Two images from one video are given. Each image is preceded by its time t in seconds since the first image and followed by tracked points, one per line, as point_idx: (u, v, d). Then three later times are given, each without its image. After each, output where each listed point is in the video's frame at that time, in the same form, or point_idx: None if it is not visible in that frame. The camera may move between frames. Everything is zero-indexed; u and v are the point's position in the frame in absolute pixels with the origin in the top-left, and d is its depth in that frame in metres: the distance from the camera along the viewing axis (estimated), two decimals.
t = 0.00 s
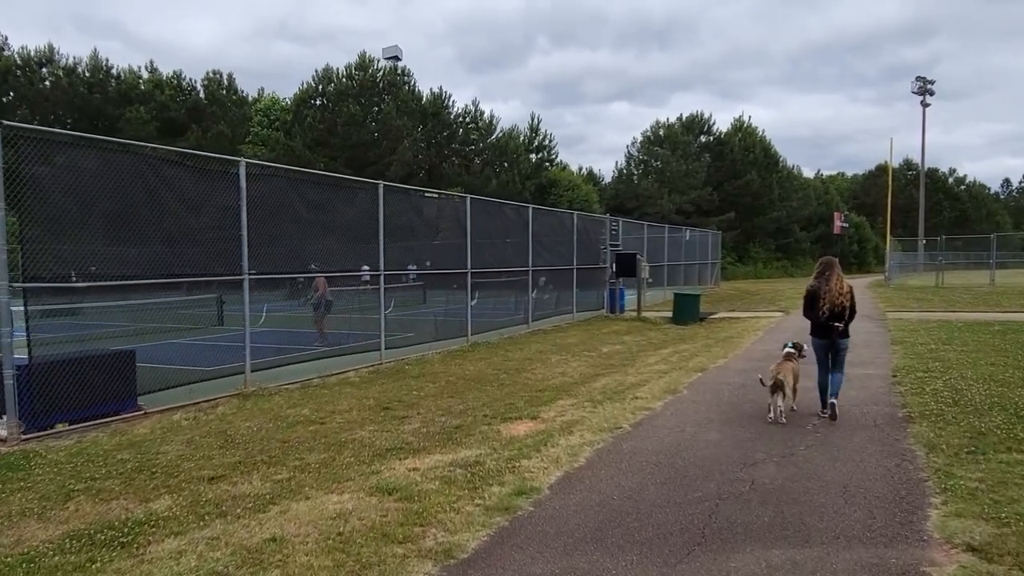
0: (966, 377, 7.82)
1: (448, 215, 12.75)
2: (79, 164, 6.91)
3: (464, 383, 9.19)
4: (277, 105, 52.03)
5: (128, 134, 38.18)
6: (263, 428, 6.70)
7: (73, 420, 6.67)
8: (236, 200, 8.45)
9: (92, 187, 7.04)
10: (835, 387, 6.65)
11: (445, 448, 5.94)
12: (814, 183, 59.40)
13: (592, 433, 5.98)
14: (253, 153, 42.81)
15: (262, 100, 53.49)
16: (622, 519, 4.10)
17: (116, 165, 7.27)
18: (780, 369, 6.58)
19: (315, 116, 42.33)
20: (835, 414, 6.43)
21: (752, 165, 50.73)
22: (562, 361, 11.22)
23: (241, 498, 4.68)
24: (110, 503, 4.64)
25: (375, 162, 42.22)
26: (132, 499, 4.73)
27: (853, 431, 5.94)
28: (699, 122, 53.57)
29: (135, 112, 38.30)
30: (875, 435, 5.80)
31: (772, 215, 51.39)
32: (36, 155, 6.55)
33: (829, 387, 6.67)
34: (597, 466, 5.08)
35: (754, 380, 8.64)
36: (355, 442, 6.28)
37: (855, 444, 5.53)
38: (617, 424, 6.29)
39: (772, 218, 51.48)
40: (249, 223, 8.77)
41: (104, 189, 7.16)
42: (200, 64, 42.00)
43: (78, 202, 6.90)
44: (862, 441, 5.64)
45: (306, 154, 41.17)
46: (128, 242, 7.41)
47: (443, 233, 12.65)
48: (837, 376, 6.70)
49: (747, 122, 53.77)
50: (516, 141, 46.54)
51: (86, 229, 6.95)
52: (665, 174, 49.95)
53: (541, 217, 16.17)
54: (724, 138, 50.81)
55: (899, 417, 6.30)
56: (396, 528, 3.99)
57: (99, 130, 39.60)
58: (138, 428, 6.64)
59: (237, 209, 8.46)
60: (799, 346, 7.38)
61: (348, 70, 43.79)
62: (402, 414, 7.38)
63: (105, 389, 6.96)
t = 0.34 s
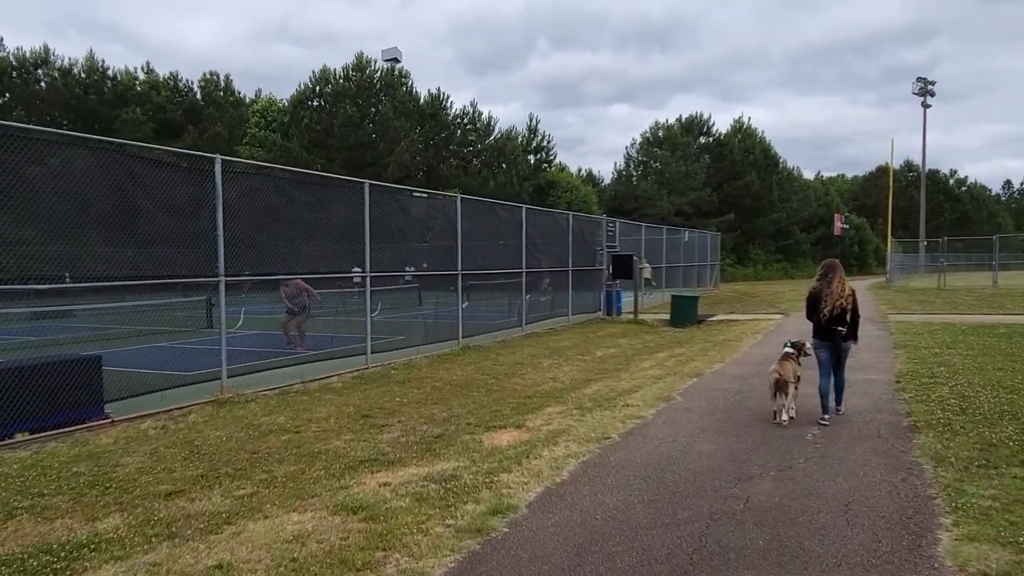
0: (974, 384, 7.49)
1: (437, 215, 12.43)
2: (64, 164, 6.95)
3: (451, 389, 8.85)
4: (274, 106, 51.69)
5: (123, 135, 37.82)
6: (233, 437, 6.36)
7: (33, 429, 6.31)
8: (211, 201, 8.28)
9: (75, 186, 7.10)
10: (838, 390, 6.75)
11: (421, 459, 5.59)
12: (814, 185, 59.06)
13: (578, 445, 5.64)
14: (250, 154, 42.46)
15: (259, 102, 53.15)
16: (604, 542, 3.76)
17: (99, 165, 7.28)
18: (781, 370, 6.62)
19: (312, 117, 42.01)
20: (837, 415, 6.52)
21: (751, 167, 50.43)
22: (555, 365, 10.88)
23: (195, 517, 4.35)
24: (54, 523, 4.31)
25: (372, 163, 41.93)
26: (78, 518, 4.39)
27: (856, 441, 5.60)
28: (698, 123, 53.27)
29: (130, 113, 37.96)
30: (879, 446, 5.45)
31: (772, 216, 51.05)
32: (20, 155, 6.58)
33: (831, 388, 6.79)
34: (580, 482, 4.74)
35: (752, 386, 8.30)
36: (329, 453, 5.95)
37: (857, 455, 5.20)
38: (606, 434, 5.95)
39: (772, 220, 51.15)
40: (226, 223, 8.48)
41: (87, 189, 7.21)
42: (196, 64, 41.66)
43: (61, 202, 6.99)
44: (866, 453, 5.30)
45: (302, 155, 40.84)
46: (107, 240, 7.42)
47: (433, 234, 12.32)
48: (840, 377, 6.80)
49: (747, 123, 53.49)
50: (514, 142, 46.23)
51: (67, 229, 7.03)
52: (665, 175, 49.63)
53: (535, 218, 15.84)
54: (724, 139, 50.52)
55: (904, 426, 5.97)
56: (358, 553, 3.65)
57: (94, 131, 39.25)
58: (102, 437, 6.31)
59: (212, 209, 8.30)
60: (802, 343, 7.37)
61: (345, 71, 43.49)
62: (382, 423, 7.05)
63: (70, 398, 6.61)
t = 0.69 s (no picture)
0: (978, 391, 7.22)
1: (427, 216, 12.13)
2: (58, 164, 6.78)
3: (437, 395, 8.56)
4: (270, 107, 51.33)
5: (118, 136, 37.44)
6: (202, 448, 6.04)
7: None
8: (187, 199, 7.87)
9: (67, 186, 6.92)
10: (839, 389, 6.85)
11: (396, 474, 5.28)
12: (813, 185, 58.79)
13: (563, 458, 5.35)
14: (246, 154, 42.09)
15: (256, 103, 52.77)
16: (581, 571, 3.46)
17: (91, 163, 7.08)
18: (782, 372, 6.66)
19: (308, 117, 41.67)
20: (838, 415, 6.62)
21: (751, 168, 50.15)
22: (546, 370, 10.60)
23: (146, 540, 4.05)
24: None
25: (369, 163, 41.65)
26: (21, 540, 4.09)
27: (855, 454, 5.31)
28: (697, 124, 52.98)
29: (125, 113, 37.57)
30: (880, 460, 5.16)
31: (771, 217, 50.80)
32: (13, 157, 6.40)
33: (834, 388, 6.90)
34: (561, 500, 4.43)
35: (747, 394, 8.00)
36: (301, 466, 5.66)
37: (857, 470, 4.91)
38: (592, 446, 5.66)
39: (772, 221, 50.90)
40: (203, 223, 8.15)
41: (78, 189, 7.01)
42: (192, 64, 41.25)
43: (59, 203, 6.86)
44: (866, 467, 5.01)
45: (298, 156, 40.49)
46: (101, 241, 7.23)
47: (423, 235, 12.03)
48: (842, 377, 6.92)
49: (746, 124, 53.22)
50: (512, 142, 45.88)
51: (63, 231, 6.87)
52: (664, 176, 49.35)
53: (528, 219, 15.54)
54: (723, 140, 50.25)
55: (907, 438, 5.68)
56: None
57: (88, 131, 38.84)
58: (64, 450, 5.99)
59: (189, 206, 7.89)
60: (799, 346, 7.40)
61: (341, 71, 43.15)
62: (361, 433, 6.75)
63: (33, 408, 6.29)
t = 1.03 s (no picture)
0: (984, 397, 6.92)
1: (418, 216, 11.83)
2: (58, 165, 6.73)
3: (423, 400, 8.27)
4: (270, 107, 51.10)
5: (117, 136, 37.24)
6: (168, 457, 5.75)
7: None
8: (162, 195, 7.59)
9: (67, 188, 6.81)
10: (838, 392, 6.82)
11: (367, 486, 4.98)
12: (816, 186, 58.42)
13: (545, 468, 5.05)
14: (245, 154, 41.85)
15: (256, 103, 52.55)
16: None
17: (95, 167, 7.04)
18: (778, 373, 6.49)
19: (308, 117, 41.42)
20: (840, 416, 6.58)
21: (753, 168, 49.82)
22: (539, 373, 10.30)
23: (91, 559, 3.77)
24: None
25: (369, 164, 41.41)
26: None
27: (855, 465, 5.01)
28: (699, 124, 52.66)
29: (124, 113, 37.35)
30: (881, 471, 4.86)
31: (774, 218, 50.46)
32: (12, 155, 6.37)
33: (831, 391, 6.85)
34: (539, 517, 4.13)
35: (744, 399, 7.70)
36: (270, 476, 5.37)
37: (856, 484, 4.60)
38: (577, 456, 5.35)
39: (774, 222, 50.55)
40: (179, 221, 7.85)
41: (78, 190, 6.90)
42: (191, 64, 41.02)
43: (61, 205, 6.76)
44: (866, 479, 4.71)
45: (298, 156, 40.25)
46: (99, 243, 7.09)
47: (414, 235, 11.75)
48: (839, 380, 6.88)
49: (748, 124, 52.89)
50: (511, 142, 45.60)
51: (63, 231, 6.77)
52: (665, 176, 49.02)
53: (524, 218, 15.26)
54: (725, 140, 49.92)
55: (909, 447, 5.38)
56: None
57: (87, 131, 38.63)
58: (26, 458, 5.72)
59: (164, 205, 7.60)
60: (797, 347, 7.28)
61: (341, 71, 42.91)
62: (339, 440, 6.46)
63: None
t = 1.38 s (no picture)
0: (996, 405, 6.57)
1: (411, 215, 11.49)
2: (58, 165, 6.72)
3: (410, 406, 7.96)
4: (273, 107, 50.81)
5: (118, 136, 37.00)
6: (132, 468, 5.45)
7: None
8: (136, 190, 7.32)
9: (68, 188, 6.82)
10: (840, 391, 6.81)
11: (337, 502, 4.66)
12: (822, 186, 57.91)
13: (528, 483, 4.74)
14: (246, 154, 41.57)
15: (259, 103, 52.26)
16: None
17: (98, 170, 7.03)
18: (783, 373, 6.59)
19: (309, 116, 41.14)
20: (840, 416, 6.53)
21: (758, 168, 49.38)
22: (533, 377, 9.98)
23: None
24: None
25: (371, 163, 41.08)
26: None
27: (859, 480, 4.67)
28: (704, 124, 52.23)
29: (126, 112, 37.12)
30: (887, 488, 4.52)
31: (779, 219, 50.02)
32: (11, 155, 6.35)
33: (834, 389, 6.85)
34: (514, 539, 3.81)
35: (744, 406, 7.37)
36: (237, 489, 5.08)
37: (859, 502, 4.27)
38: (562, 469, 5.03)
39: (780, 222, 50.11)
40: (154, 219, 7.54)
41: (79, 190, 6.90)
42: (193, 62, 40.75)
43: (60, 205, 6.77)
44: (870, 496, 4.38)
45: (299, 155, 39.98)
46: (98, 243, 7.10)
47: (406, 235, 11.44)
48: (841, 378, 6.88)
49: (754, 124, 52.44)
50: (513, 142, 45.24)
51: (62, 232, 6.80)
52: (670, 177, 48.63)
53: (522, 218, 14.94)
54: (731, 140, 49.47)
55: (917, 461, 5.05)
56: None
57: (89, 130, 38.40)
58: None
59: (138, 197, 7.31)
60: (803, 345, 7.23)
61: (343, 70, 42.63)
62: (316, 449, 6.15)
63: None
